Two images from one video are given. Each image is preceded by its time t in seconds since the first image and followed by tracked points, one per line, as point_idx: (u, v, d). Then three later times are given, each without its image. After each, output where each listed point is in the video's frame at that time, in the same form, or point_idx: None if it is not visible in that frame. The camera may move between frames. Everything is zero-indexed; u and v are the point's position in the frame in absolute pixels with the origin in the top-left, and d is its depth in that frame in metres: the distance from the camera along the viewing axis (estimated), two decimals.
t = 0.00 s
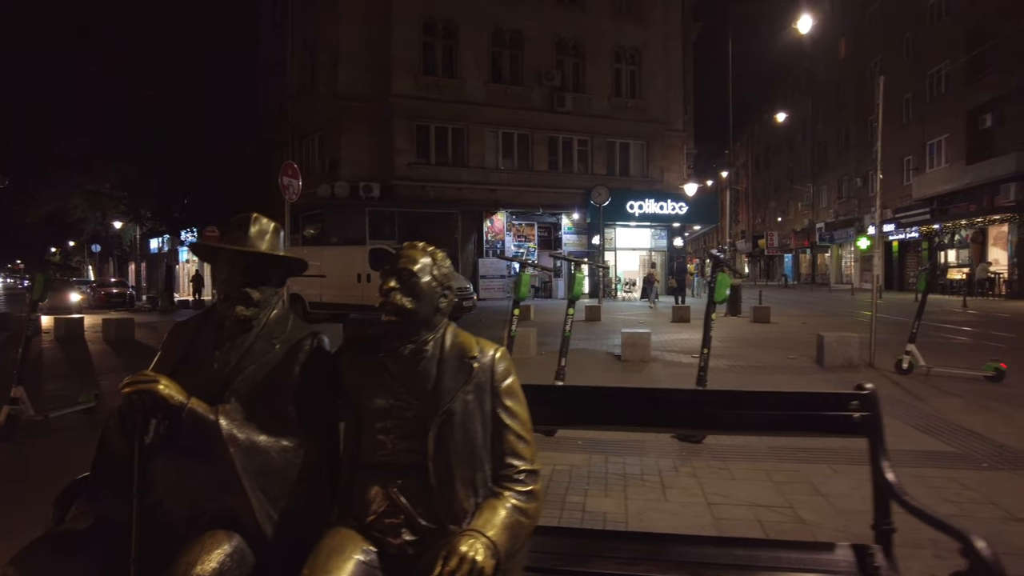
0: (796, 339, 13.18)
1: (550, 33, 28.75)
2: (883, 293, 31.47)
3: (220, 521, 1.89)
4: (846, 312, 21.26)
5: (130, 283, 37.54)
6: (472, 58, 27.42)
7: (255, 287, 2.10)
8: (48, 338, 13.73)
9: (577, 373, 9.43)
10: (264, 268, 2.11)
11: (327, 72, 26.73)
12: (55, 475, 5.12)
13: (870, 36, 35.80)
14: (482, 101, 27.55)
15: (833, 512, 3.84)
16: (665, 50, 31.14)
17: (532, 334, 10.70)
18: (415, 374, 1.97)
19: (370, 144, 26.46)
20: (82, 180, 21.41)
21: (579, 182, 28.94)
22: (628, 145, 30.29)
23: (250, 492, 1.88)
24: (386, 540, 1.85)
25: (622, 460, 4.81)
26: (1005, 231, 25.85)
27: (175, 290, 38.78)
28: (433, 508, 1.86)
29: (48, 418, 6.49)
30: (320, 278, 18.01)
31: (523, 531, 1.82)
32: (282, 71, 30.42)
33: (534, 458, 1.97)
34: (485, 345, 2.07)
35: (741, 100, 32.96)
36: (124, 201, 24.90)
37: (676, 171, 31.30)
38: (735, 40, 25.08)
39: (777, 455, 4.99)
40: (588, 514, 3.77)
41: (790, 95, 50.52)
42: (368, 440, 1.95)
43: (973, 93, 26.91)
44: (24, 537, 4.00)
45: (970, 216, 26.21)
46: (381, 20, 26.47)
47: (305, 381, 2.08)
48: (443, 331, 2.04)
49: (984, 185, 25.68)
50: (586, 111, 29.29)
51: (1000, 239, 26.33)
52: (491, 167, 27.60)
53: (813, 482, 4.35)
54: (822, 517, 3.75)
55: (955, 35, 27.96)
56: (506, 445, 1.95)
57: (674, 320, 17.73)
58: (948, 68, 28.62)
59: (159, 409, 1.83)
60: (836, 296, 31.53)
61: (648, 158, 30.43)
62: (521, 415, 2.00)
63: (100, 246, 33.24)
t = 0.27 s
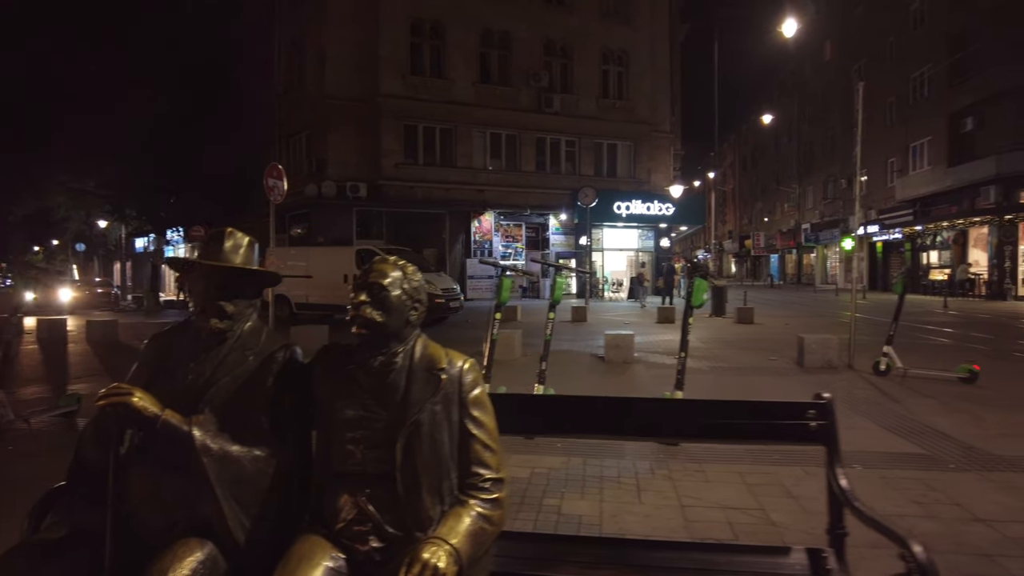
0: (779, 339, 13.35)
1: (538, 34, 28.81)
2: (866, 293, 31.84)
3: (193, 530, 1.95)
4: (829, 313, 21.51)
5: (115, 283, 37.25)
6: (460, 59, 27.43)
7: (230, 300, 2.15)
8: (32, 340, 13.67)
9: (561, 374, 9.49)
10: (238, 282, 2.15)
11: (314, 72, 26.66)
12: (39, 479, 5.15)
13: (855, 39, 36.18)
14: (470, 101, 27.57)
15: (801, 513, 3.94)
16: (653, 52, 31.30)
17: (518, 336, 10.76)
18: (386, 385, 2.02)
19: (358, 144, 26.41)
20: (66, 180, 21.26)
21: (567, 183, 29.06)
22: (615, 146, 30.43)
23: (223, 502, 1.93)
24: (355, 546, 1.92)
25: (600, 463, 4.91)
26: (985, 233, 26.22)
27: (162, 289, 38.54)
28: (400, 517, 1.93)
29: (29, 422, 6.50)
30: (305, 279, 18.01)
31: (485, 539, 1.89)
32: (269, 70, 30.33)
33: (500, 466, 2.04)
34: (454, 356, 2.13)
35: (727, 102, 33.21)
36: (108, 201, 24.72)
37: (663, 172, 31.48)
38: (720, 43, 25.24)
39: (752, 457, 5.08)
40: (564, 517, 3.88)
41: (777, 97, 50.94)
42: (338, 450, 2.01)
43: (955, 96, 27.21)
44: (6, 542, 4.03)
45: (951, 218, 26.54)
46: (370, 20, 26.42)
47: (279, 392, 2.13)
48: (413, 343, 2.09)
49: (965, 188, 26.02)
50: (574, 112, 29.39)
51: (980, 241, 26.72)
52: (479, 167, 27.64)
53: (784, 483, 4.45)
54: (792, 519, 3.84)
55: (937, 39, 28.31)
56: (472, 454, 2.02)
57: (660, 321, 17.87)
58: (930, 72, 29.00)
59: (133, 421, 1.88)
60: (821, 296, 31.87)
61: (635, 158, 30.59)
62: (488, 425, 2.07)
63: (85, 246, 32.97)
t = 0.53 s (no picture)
0: (754, 339, 13.54)
1: (519, 34, 28.86)
2: (843, 293, 32.33)
3: (159, 534, 1.99)
4: (806, 312, 21.82)
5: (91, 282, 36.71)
6: (441, 59, 27.41)
7: (196, 308, 2.19)
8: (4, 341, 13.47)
9: (538, 374, 9.56)
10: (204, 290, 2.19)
11: (295, 70, 26.50)
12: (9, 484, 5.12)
13: (833, 42, 36.68)
14: (452, 101, 27.55)
15: (765, 512, 4.05)
16: (634, 53, 31.49)
17: (496, 336, 10.80)
18: (350, 391, 2.08)
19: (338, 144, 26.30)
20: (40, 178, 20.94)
21: (549, 183, 29.18)
22: (596, 147, 30.59)
23: (188, 506, 1.98)
24: (317, 549, 1.98)
25: (572, 463, 5.00)
26: (957, 234, 26.73)
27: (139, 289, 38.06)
28: (361, 519, 1.99)
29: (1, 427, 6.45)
30: (285, 278, 17.93)
31: (444, 540, 1.96)
32: (249, 68, 30.08)
33: (461, 470, 2.11)
34: (417, 363, 2.18)
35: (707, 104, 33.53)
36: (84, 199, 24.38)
37: (644, 172, 31.70)
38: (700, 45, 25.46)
39: (721, 456, 5.20)
40: (535, 517, 3.97)
41: (756, 99, 51.48)
42: (303, 455, 2.06)
43: (928, 100, 27.70)
44: None
45: (924, 219, 27.02)
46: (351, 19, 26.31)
47: (246, 398, 2.18)
48: (377, 350, 2.14)
49: (938, 189, 26.47)
50: (555, 113, 29.49)
51: (952, 242, 27.23)
52: (461, 167, 27.63)
53: (750, 482, 4.56)
54: (755, 517, 3.95)
55: (912, 43, 28.80)
56: (433, 458, 2.08)
57: (639, 321, 18.02)
58: (905, 75, 29.51)
59: (99, 428, 1.92)
60: (798, 296, 32.31)
61: (616, 159, 30.77)
62: (449, 430, 2.13)
63: (60, 245, 32.46)
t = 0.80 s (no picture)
0: (724, 339, 13.77)
1: (495, 35, 28.93)
2: (813, 293, 32.92)
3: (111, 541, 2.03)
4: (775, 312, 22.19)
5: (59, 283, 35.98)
6: (417, 59, 27.37)
7: (148, 318, 2.22)
8: None
9: (508, 376, 9.56)
10: (156, 300, 2.23)
11: (268, 69, 26.27)
12: None
13: (804, 46, 37.32)
14: (427, 101, 27.51)
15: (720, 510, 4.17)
16: (609, 55, 31.72)
17: (467, 338, 10.74)
18: (300, 398, 2.12)
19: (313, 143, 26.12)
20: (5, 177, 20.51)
21: (524, 184, 29.29)
22: (571, 148, 30.78)
23: (139, 513, 2.02)
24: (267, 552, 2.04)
25: (536, 464, 5.09)
26: (922, 236, 27.34)
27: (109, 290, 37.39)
28: (311, 524, 2.06)
29: None
30: (257, 279, 17.79)
31: (390, 544, 2.03)
32: (222, 66, 29.73)
33: (409, 475, 2.18)
34: (367, 371, 2.24)
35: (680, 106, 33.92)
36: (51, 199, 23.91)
37: (619, 174, 31.96)
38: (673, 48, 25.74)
39: (681, 456, 5.33)
40: (496, 518, 4.06)
41: (730, 102, 52.17)
42: (255, 462, 2.11)
43: (895, 104, 28.33)
44: None
45: (891, 221, 27.62)
46: (325, 18, 26.16)
47: (198, 406, 2.21)
48: (327, 359, 2.19)
49: (904, 192, 27.07)
50: (531, 114, 29.62)
51: (917, 243, 27.75)
52: (436, 168, 27.57)
53: (708, 482, 4.69)
54: (710, 516, 4.07)
55: (878, 49, 29.41)
56: (382, 463, 2.15)
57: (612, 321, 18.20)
58: (872, 80, 30.16)
59: (49, 437, 1.95)
60: (770, 296, 32.85)
61: (591, 160, 30.98)
62: (398, 436, 2.20)
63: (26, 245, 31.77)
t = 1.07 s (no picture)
0: (688, 339, 13.98)
1: (464, 36, 28.91)
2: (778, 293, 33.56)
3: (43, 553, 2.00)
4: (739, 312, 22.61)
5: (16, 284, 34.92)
6: (385, 59, 27.22)
7: (84, 327, 2.20)
8: None
9: (473, 377, 9.56)
10: (93, 308, 2.20)
11: (234, 67, 25.87)
12: None
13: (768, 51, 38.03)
14: (396, 101, 27.36)
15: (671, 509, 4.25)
16: (578, 57, 31.93)
17: (434, 339, 10.69)
18: (237, 407, 2.11)
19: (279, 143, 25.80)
20: None
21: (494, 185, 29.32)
22: (541, 149, 30.91)
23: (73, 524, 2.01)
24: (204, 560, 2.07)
25: (494, 466, 5.12)
26: (881, 237, 28.02)
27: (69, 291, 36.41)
28: (248, 533, 2.08)
29: None
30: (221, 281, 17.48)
31: (327, 552, 2.06)
32: (186, 63, 29.17)
33: (348, 482, 2.21)
34: (308, 379, 2.23)
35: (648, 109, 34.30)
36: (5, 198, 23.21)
37: (588, 175, 32.18)
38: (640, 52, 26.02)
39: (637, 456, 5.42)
40: (450, 521, 4.09)
41: (697, 105, 52.91)
42: (192, 471, 2.11)
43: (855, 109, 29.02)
44: None
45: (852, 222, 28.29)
46: (292, 16, 25.87)
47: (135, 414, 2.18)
48: (267, 367, 2.17)
49: (865, 195, 27.77)
50: (500, 115, 29.67)
51: (877, 244, 28.51)
52: (405, 168, 27.43)
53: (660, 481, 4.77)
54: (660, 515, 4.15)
55: (839, 55, 30.11)
56: (320, 472, 2.17)
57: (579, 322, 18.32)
58: (833, 85, 30.86)
59: None
60: (736, 296, 33.40)
61: (561, 162, 31.15)
62: (337, 444, 2.22)
63: None
